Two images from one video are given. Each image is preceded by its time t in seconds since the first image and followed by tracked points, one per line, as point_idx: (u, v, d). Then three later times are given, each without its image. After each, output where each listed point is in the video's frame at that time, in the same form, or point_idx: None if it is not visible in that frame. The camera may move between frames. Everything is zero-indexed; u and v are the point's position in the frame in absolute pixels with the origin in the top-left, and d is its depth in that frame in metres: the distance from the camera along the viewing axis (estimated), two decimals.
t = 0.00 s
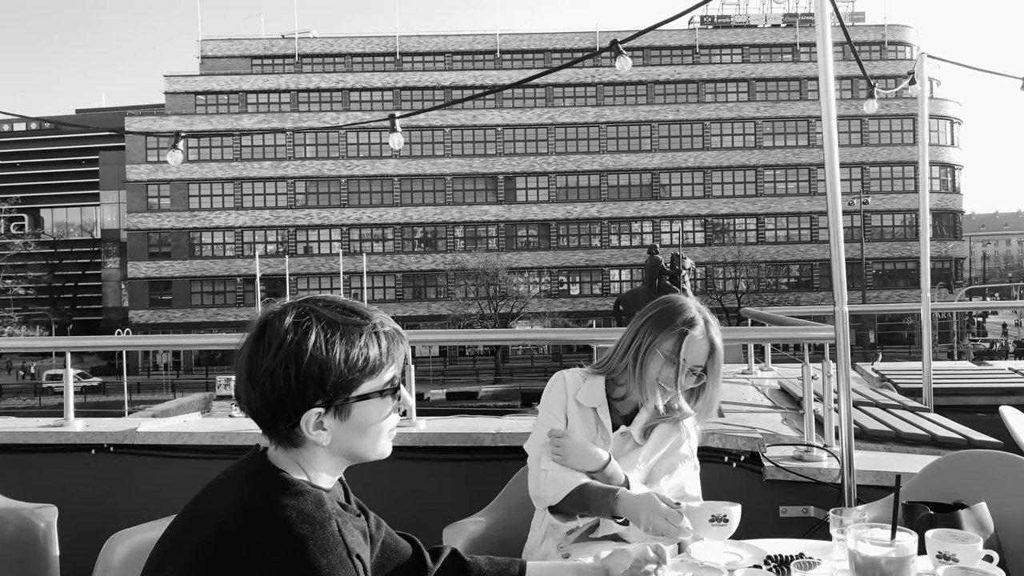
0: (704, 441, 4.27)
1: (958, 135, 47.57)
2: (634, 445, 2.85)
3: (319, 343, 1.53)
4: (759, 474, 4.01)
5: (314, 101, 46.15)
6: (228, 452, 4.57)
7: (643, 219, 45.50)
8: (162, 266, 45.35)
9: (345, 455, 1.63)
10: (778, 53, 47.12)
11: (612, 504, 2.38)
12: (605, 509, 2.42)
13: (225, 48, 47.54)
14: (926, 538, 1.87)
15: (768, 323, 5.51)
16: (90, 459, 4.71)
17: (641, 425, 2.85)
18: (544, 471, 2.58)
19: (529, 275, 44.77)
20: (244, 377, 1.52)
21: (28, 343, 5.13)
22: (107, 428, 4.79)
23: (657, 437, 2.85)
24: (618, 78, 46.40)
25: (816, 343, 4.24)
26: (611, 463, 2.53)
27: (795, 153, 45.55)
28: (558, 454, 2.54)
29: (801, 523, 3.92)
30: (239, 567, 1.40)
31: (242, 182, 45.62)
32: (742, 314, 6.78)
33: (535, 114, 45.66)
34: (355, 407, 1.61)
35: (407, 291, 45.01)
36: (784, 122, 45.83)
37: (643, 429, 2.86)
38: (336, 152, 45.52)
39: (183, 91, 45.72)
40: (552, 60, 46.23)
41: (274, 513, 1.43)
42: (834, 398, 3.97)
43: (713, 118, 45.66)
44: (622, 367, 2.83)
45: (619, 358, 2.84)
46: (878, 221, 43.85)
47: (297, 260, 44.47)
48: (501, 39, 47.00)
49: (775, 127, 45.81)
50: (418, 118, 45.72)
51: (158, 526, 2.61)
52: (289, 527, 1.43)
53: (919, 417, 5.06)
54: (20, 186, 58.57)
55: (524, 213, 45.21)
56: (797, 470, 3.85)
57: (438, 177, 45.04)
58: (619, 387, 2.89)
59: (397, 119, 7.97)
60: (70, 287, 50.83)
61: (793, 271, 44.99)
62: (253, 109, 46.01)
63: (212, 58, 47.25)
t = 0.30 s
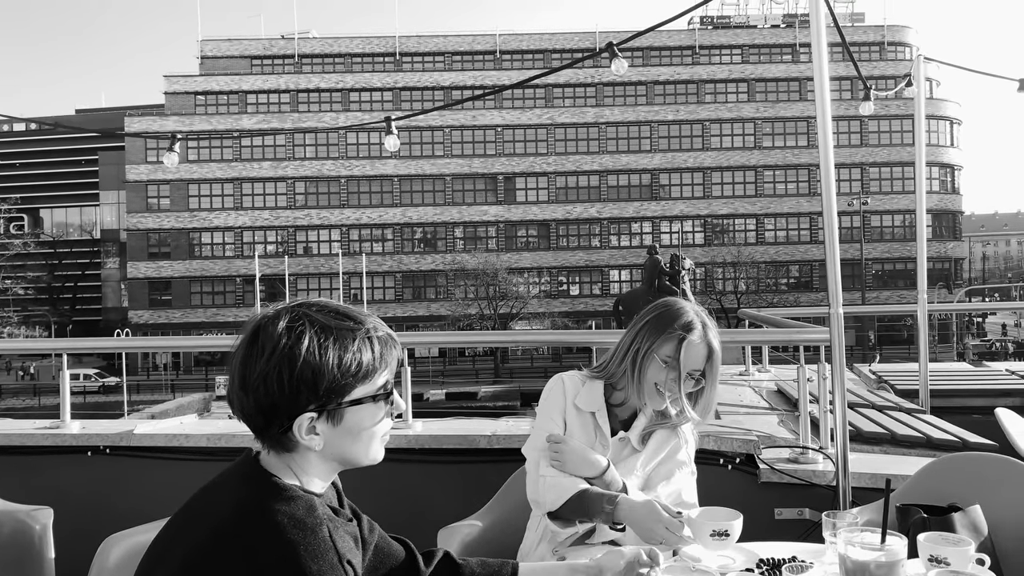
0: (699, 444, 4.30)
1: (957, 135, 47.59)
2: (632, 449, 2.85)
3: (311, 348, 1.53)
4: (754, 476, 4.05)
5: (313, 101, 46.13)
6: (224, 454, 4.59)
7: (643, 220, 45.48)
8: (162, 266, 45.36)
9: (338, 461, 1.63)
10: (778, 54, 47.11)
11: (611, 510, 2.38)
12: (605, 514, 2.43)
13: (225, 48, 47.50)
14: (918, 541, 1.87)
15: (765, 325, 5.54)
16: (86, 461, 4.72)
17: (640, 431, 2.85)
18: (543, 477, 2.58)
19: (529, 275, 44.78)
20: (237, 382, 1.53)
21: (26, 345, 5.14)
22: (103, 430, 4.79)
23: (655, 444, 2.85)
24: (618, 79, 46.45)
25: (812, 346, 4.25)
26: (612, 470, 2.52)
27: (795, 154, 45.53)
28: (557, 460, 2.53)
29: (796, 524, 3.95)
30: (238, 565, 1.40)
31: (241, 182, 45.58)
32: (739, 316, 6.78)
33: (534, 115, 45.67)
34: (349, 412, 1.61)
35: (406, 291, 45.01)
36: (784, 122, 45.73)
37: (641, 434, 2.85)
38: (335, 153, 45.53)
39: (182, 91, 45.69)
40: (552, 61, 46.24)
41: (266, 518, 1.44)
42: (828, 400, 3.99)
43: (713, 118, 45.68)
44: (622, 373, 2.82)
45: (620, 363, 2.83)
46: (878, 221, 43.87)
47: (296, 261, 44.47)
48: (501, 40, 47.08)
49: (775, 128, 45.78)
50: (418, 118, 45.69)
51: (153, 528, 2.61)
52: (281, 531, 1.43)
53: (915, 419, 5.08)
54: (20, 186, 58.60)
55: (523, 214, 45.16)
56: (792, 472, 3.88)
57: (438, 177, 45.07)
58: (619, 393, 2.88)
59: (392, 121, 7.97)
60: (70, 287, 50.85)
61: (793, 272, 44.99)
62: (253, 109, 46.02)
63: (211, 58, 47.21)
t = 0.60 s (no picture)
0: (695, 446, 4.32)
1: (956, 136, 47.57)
2: (630, 454, 2.84)
3: (299, 353, 1.54)
4: (749, 478, 4.08)
5: (313, 102, 46.13)
6: (219, 457, 4.61)
7: (642, 220, 45.45)
8: (162, 266, 45.38)
9: (326, 464, 1.64)
10: (778, 54, 47.17)
11: (609, 518, 2.39)
12: (601, 520, 2.42)
13: (224, 49, 47.50)
14: (910, 545, 1.87)
15: (762, 327, 5.54)
16: (82, 463, 4.73)
17: (637, 437, 2.85)
18: (539, 482, 2.58)
19: (529, 275, 44.73)
20: (226, 385, 1.54)
21: (23, 346, 5.14)
22: (99, 433, 4.81)
23: (653, 449, 2.86)
24: (618, 80, 46.52)
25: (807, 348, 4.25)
26: (609, 474, 2.53)
27: (795, 154, 45.50)
28: (555, 465, 2.55)
29: (791, 527, 3.97)
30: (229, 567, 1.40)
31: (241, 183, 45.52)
32: (736, 318, 6.79)
33: (534, 115, 45.68)
34: (336, 417, 1.62)
35: (405, 291, 44.96)
36: (784, 122, 45.70)
37: (639, 439, 2.85)
38: (335, 153, 45.53)
39: (182, 91, 45.70)
40: (551, 61, 46.28)
41: (254, 522, 1.44)
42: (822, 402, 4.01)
43: (712, 119, 45.73)
44: (619, 377, 2.82)
45: (616, 366, 2.83)
46: (877, 221, 43.85)
47: (295, 261, 44.46)
48: (500, 40, 47.16)
49: (774, 128, 45.79)
50: (417, 119, 45.68)
51: (147, 530, 2.61)
52: (269, 535, 1.44)
53: (911, 421, 5.07)
54: (20, 186, 58.63)
55: (523, 214, 45.13)
56: (787, 475, 3.89)
57: (437, 177, 45.11)
58: (616, 398, 2.89)
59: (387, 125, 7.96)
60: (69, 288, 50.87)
61: (792, 272, 45.04)
62: (252, 110, 46.02)
63: (211, 59, 47.24)
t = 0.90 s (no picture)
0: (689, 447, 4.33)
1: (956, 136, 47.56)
2: (625, 457, 2.85)
3: (282, 354, 1.54)
4: (743, 480, 4.10)
5: (313, 102, 46.09)
6: (216, 458, 4.61)
7: (642, 221, 45.44)
8: (162, 267, 45.39)
9: (311, 468, 1.64)
10: (777, 55, 47.24)
11: (603, 520, 2.39)
12: (594, 524, 2.42)
13: (224, 49, 47.52)
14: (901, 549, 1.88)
15: (759, 329, 5.55)
16: (77, 465, 4.74)
17: (633, 441, 2.85)
18: (534, 485, 2.59)
19: (529, 276, 44.68)
20: (211, 388, 1.54)
21: (20, 348, 5.15)
22: (95, 435, 4.82)
23: (648, 453, 2.86)
24: (618, 80, 46.59)
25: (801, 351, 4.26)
26: (603, 479, 2.54)
27: (794, 155, 45.54)
28: (549, 468, 2.56)
29: (785, 529, 3.99)
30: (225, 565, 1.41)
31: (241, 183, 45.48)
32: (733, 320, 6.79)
33: (534, 115, 45.68)
34: (321, 418, 1.62)
35: (405, 292, 44.87)
36: (783, 122, 45.76)
37: (633, 442, 2.86)
38: (335, 153, 45.55)
39: (182, 92, 45.70)
40: (551, 62, 46.33)
41: (242, 524, 1.44)
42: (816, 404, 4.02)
43: (712, 119, 45.76)
44: (614, 381, 2.82)
45: (611, 371, 2.83)
46: (877, 221, 43.86)
47: (294, 261, 44.47)
48: (500, 41, 47.20)
49: (773, 129, 45.87)
50: (418, 119, 45.68)
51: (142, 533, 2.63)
52: (255, 538, 1.44)
53: (907, 422, 5.08)
54: (20, 186, 58.66)
55: (523, 214, 45.17)
56: (781, 476, 3.91)
57: (437, 178, 45.16)
58: (611, 401, 2.89)
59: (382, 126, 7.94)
60: (68, 289, 50.90)
61: (791, 272, 45.10)
62: (252, 110, 46.02)
63: (211, 59, 47.25)
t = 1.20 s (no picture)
0: (685, 449, 4.34)
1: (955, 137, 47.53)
2: (619, 459, 2.85)
3: (265, 351, 1.55)
4: (738, 482, 4.10)
5: (312, 102, 45.99)
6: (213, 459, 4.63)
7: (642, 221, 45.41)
8: (161, 267, 45.39)
9: (297, 465, 1.64)
10: (776, 55, 47.27)
11: (596, 521, 2.39)
12: (588, 525, 2.42)
13: (224, 49, 47.46)
14: (894, 551, 1.89)
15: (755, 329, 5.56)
16: (74, 466, 4.75)
17: (628, 442, 2.84)
18: (528, 487, 2.59)
19: (528, 276, 44.66)
20: (195, 386, 1.54)
21: (16, 349, 5.15)
22: (91, 436, 4.83)
23: (642, 454, 2.86)
24: (618, 80, 46.60)
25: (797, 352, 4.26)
26: (597, 480, 2.54)
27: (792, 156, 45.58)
28: (544, 470, 2.56)
29: (781, 530, 3.99)
30: (211, 564, 1.40)
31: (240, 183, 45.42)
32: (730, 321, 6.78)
33: (533, 116, 45.65)
34: (305, 416, 1.62)
35: (405, 292, 44.82)
36: (782, 123, 45.84)
37: (627, 444, 2.86)
38: (335, 154, 45.55)
39: (181, 92, 45.63)
40: (550, 62, 46.32)
41: (227, 524, 1.44)
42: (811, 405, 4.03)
43: (711, 120, 45.75)
44: (608, 382, 2.83)
45: (605, 372, 2.83)
46: (876, 221, 43.87)
47: (294, 262, 44.48)
48: (499, 41, 47.20)
49: (772, 129, 45.94)
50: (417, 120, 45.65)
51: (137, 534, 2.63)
52: (242, 536, 1.44)
53: (903, 424, 5.09)
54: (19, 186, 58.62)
55: (523, 215, 45.23)
56: (777, 477, 3.92)
57: (437, 178, 45.15)
58: (605, 403, 2.89)
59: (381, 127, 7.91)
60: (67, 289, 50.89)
61: (791, 273, 45.18)
62: (252, 110, 45.99)
63: (211, 59, 47.20)
